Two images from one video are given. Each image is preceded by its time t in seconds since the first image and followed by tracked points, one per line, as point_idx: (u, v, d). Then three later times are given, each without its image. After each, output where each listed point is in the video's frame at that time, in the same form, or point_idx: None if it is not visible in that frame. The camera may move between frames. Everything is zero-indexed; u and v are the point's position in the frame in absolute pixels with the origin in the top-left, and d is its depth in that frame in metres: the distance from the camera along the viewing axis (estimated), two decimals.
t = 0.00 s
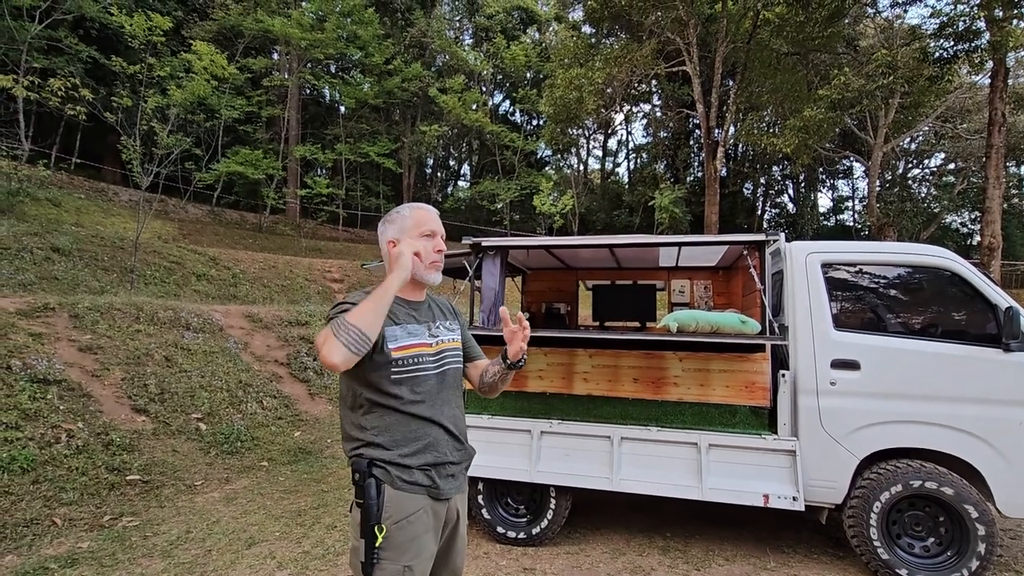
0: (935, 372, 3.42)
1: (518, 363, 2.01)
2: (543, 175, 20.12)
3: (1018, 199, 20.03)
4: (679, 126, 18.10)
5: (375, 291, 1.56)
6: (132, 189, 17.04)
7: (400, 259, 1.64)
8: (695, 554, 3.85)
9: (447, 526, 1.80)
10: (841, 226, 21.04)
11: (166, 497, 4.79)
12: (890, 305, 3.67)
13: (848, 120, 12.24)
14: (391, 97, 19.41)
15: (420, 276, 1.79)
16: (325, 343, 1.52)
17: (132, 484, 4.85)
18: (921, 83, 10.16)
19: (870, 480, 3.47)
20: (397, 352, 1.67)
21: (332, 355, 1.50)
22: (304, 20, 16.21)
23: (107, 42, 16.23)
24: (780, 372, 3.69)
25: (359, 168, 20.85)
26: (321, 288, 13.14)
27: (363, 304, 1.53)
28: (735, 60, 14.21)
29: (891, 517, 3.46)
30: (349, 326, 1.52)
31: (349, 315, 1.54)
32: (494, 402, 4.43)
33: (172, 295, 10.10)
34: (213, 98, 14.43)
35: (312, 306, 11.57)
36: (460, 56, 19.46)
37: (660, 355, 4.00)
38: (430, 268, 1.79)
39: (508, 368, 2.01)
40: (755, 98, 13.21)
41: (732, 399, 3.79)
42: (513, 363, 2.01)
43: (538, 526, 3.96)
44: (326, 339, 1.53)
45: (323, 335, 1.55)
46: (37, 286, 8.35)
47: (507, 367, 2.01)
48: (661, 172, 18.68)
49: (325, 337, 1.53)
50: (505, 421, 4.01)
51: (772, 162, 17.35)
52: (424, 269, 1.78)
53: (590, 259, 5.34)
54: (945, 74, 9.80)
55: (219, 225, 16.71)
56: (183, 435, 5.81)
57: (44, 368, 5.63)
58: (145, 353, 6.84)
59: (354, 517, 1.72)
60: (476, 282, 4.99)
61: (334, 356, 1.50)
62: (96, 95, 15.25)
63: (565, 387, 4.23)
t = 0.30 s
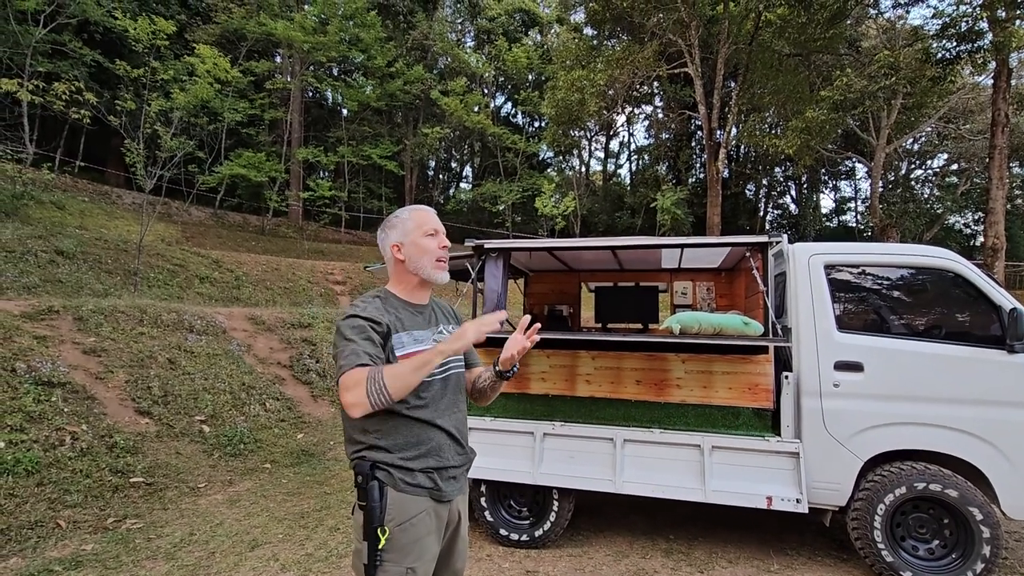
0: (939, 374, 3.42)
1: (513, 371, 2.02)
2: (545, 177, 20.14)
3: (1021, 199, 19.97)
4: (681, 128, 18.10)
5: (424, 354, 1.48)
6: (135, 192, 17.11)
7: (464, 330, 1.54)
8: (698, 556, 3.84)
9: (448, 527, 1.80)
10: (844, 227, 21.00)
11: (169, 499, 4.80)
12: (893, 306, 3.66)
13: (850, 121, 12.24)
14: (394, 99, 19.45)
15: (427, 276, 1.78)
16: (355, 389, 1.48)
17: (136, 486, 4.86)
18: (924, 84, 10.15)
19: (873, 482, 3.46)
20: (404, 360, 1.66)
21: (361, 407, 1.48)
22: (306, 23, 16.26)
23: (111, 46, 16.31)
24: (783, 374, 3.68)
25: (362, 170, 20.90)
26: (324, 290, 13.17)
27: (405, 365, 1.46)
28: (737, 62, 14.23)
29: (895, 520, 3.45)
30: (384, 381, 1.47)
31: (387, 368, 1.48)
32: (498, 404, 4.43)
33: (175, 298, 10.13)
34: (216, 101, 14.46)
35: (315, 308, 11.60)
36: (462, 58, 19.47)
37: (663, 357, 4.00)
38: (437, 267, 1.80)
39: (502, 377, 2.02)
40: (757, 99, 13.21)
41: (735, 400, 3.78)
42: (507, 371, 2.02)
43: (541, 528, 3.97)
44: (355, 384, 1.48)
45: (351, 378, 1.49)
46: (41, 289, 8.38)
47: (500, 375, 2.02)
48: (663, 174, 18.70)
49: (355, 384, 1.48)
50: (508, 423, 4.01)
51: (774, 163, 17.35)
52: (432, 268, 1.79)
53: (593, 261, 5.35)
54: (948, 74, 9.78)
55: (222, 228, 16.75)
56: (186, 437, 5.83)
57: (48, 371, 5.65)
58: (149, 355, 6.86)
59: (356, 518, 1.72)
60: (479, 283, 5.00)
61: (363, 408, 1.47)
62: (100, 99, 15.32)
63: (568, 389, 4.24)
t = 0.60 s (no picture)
0: (941, 374, 3.41)
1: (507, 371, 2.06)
2: (546, 178, 20.14)
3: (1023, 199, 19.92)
4: (682, 128, 18.10)
5: (435, 398, 1.51)
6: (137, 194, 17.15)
7: (480, 380, 1.57)
8: (700, 557, 3.84)
9: (448, 528, 1.81)
10: (845, 227, 20.98)
11: (171, 501, 4.80)
12: (895, 306, 3.66)
13: (851, 121, 12.22)
14: (394, 100, 19.46)
15: (433, 275, 1.79)
16: (363, 415, 1.49)
17: (138, 488, 4.86)
18: (925, 83, 10.12)
19: (876, 482, 3.46)
20: (410, 365, 1.66)
21: (364, 433, 1.50)
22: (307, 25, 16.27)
23: (112, 48, 16.36)
24: (785, 375, 3.67)
25: (363, 171, 20.94)
26: (325, 292, 13.19)
27: (416, 405, 1.49)
28: (738, 62, 14.19)
29: (898, 520, 3.44)
30: (393, 412, 1.49)
31: (398, 399, 1.50)
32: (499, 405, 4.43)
33: (176, 299, 10.14)
34: (217, 103, 14.47)
35: (316, 309, 11.61)
36: (463, 59, 19.49)
37: (665, 358, 3.99)
38: (443, 267, 1.81)
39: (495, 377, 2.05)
40: (758, 99, 13.21)
41: (737, 401, 3.78)
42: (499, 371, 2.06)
43: (543, 529, 3.96)
44: (363, 410, 1.49)
45: (359, 402, 1.50)
46: (43, 291, 8.40)
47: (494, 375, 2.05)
48: (664, 174, 18.72)
49: (362, 412, 1.49)
50: (509, 424, 4.00)
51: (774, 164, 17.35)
52: (437, 269, 1.80)
53: (594, 262, 5.35)
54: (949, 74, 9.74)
55: (223, 229, 16.78)
56: (187, 439, 5.83)
57: (50, 373, 5.66)
58: (151, 357, 6.87)
59: (357, 520, 1.72)
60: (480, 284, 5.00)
61: (367, 434, 1.50)
62: (101, 101, 15.35)
63: (570, 390, 4.24)
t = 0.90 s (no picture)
0: (941, 372, 3.41)
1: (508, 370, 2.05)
2: (545, 178, 20.13)
3: None
4: (682, 128, 18.09)
5: (437, 396, 1.50)
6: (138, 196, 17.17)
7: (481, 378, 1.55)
8: (701, 557, 3.84)
9: (449, 528, 1.81)
10: (845, 226, 20.96)
11: (172, 502, 4.81)
12: (895, 304, 3.66)
13: (851, 120, 12.21)
14: (394, 101, 19.47)
15: (433, 277, 1.80)
16: (364, 416, 1.49)
17: (139, 489, 4.86)
18: (926, 82, 10.07)
19: (877, 481, 3.45)
20: (410, 365, 1.66)
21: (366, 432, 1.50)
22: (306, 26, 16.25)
23: (112, 50, 16.39)
24: (785, 374, 3.67)
25: (363, 172, 20.96)
26: (326, 293, 13.20)
27: (418, 403, 1.48)
28: (737, 62, 14.19)
29: (898, 520, 3.44)
30: (394, 412, 1.48)
31: (399, 398, 1.49)
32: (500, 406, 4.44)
33: (177, 301, 10.14)
34: (217, 105, 14.45)
35: (317, 310, 11.62)
36: (462, 60, 19.50)
37: (665, 358, 3.99)
38: (443, 269, 1.81)
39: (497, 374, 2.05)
40: (757, 99, 13.19)
41: (737, 400, 3.78)
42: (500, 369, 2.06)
43: (543, 530, 3.96)
44: (364, 410, 1.49)
45: (361, 401, 1.50)
46: (44, 293, 8.41)
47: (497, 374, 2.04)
48: (663, 174, 18.72)
49: (364, 411, 1.49)
50: (509, 424, 4.00)
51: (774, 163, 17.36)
52: (437, 270, 1.80)
53: (593, 262, 5.35)
54: (948, 73, 9.68)
55: (223, 231, 16.80)
56: (188, 440, 5.83)
57: (51, 375, 5.66)
58: (152, 358, 6.87)
59: (359, 521, 1.72)
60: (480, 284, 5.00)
61: (369, 435, 1.50)
62: (101, 103, 15.36)
63: (570, 390, 4.24)
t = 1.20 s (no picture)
0: (941, 370, 3.41)
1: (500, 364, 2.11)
2: (545, 177, 20.14)
3: None
4: (681, 126, 18.08)
5: (475, 383, 1.56)
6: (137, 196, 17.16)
7: (513, 358, 1.61)
8: (701, 555, 3.84)
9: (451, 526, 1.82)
10: (845, 224, 20.95)
11: (172, 503, 4.81)
12: (895, 302, 3.66)
13: (850, 118, 12.20)
14: (393, 101, 19.46)
15: (435, 278, 1.81)
16: (408, 413, 1.52)
17: (138, 490, 4.86)
18: (924, 80, 10.07)
19: (877, 479, 3.45)
20: (426, 363, 1.68)
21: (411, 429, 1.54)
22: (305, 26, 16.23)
23: (111, 51, 16.39)
24: (785, 372, 3.67)
25: (362, 172, 20.97)
26: (325, 293, 13.20)
27: (460, 393, 1.54)
28: (736, 61, 14.18)
29: (898, 518, 3.44)
30: (438, 406, 1.53)
31: (441, 392, 1.54)
32: (499, 406, 4.43)
33: (176, 302, 10.14)
34: (216, 105, 14.43)
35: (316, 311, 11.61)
36: (461, 60, 19.51)
37: (664, 356, 3.99)
38: (444, 273, 1.83)
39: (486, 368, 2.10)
40: (756, 97, 13.20)
41: (737, 399, 3.78)
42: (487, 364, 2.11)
43: (543, 529, 3.96)
44: (408, 408, 1.51)
45: (399, 399, 1.52)
46: (43, 294, 8.41)
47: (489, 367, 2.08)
48: (663, 173, 18.74)
49: (408, 410, 1.51)
50: (509, 424, 4.01)
51: (774, 162, 17.37)
52: (439, 274, 1.82)
53: (593, 261, 5.35)
54: (947, 70, 9.68)
55: (223, 231, 16.81)
56: (188, 441, 5.83)
57: (51, 376, 5.66)
58: (151, 359, 6.87)
59: (363, 524, 1.69)
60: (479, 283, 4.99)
61: (415, 432, 1.53)
62: (100, 104, 15.35)
63: (570, 389, 4.23)
